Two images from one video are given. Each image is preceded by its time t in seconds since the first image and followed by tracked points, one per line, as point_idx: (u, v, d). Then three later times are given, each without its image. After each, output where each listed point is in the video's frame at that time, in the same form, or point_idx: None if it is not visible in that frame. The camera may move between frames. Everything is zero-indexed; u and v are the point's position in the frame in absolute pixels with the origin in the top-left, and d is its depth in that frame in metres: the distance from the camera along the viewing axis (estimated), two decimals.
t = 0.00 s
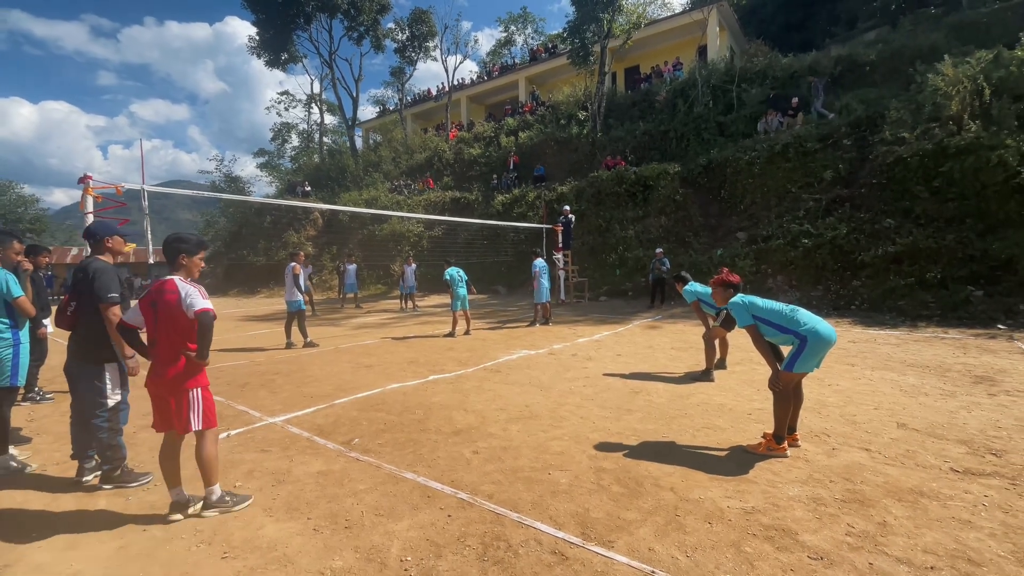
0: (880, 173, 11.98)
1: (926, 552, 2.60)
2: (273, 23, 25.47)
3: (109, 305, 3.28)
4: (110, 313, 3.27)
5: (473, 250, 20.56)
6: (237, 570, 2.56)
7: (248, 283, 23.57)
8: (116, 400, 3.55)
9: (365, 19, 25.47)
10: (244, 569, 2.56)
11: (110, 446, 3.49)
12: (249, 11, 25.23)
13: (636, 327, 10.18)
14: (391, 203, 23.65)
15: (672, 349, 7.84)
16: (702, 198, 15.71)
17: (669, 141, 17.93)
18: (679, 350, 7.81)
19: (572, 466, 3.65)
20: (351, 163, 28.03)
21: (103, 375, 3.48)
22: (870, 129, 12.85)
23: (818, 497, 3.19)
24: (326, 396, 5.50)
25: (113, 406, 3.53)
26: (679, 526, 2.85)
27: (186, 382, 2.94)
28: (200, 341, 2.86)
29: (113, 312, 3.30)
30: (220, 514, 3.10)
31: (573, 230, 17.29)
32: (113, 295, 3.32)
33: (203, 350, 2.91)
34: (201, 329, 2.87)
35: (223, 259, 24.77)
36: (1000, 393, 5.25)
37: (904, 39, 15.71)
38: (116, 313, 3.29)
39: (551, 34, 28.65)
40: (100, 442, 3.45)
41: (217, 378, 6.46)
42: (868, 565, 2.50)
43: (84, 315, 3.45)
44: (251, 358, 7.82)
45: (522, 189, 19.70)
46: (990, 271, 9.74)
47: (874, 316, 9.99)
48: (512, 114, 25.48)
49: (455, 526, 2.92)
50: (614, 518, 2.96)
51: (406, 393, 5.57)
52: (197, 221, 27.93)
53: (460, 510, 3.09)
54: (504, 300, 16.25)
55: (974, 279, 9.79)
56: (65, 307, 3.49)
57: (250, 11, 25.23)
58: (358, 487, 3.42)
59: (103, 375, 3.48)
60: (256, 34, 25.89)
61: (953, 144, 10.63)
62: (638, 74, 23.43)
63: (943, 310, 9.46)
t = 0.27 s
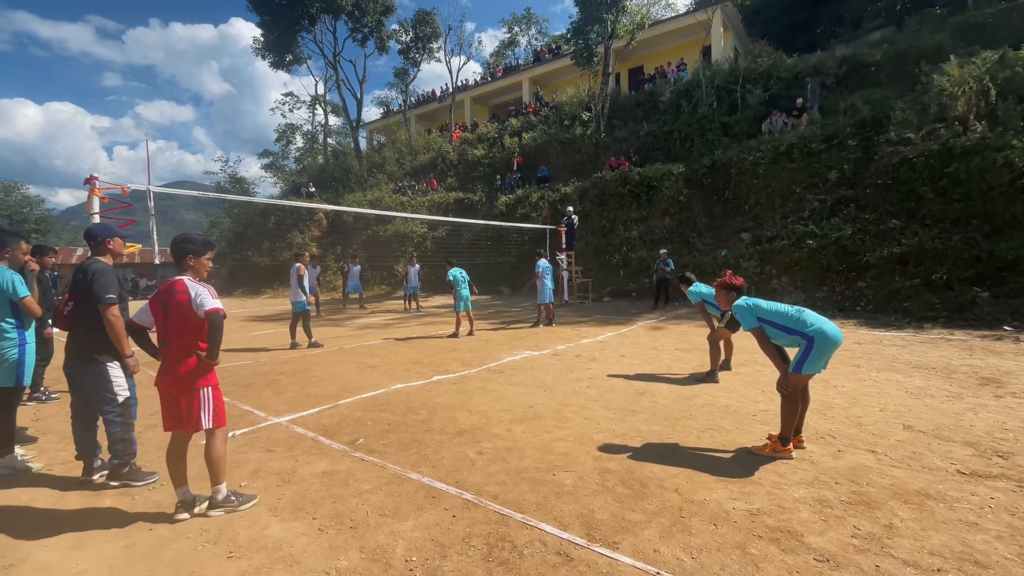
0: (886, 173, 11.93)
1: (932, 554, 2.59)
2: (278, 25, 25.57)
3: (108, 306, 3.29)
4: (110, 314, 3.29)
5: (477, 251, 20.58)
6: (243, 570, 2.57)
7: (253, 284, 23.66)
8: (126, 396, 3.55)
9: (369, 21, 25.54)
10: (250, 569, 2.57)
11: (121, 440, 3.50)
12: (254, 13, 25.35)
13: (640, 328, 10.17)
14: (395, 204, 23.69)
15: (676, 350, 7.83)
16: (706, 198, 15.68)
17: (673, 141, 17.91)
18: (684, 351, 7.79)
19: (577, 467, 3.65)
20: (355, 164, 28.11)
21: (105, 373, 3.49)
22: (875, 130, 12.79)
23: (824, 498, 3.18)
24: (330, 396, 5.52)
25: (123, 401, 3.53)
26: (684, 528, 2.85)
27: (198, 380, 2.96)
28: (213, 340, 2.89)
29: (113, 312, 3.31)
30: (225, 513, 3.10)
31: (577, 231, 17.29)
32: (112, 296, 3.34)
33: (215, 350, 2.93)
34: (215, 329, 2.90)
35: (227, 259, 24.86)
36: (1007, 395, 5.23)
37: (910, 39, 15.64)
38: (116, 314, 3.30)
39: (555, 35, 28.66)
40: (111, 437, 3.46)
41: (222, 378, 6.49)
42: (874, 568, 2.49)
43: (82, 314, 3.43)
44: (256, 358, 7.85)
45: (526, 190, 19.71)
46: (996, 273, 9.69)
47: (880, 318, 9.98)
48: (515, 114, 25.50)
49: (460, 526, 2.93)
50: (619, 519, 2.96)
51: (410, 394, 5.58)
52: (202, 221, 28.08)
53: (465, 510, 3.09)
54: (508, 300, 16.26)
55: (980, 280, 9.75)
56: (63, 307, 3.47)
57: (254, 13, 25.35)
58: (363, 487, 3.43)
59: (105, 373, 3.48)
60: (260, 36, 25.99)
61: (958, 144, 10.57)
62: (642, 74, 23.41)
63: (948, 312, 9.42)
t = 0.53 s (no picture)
0: (895, 174, 11.83)
1: (945, 556, 2.56)
2: (286, 27, 25.74)
3: (118, 302, 3.35)
4: (118, 309, 3.34)
5: (483, 252, 20.60)
6: (252, 567, 2.58)
7: (260, 284, 23.80)
8: (128, 396, 3.60)
9: (376, 23, 25.65)
10: (260, 566, 2.58)
11: (125, 439, 3.56)
12: (262, 16, 25.52)
13: (647, 329, 10.14)
14: (401, 205, 23.77)
15: (684, 351, 7.80)
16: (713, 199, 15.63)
17: (679, 142, 17.86)
18: (691, 352, 7.76)
19: (584, 467, 3.64)
20: (362, 166, 28.24)
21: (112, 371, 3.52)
22: (884, 130, 12.70)
23: (835, 500, 3.15)
24: (338, 396, 5.54)
25: (125, 401, 3.58)
26: (693, 529, 2.83)
27: (210, 379, 2.98)
28: (225, 338, 2.90)
29: (121, 308, 3.36)
30: (233, 512, 3.12)
31: (583, 232, 17.27)
32: (121, 293, 3.40)
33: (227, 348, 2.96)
34: (228, 328, 2.92)
35: (235, 260, 25.02)
36: (1020, 397, 5.16)
37: (919, 39, 15.52)
38: (125, 310, 3.35)
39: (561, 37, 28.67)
40: (116, 436, 3.52)
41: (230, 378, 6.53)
42: (886, 570, 2.46)
43: (90, 313, 3.46)
44: (264, 358, 7.89)
45: (532, 191, 19.71)
46: (1008, 274, 9.61)
47: (889, 320, 9.91)
48: (521, 116, 25.52)
49: (468, 525, 2.92)
50: (627, 520, 2.95)
51: (417, 394, 5.59)
52: (210, 223, 28.30)
53: (473, 510, 3.09)
54: (514, 301, 16.27)
55: (991, 281, 9.67)
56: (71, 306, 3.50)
57: (262, 15, 25.52)
58: (371, 486, 3.44)
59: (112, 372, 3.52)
60: (268, 39, 26.17)
61: (968, 144, 10.47)
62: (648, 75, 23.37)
63: (959, 313, 9.34)
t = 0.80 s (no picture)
0: (907, 174, 11.72)
1: (957, 563, 2.53)
2: (295, 31, 25.95)
3: (121, 297, 3.39)
4: (121, 304, 3.36)
5: (490, 253, 20.63)
6: (261, 568, 2.60)
7: (269, 286, 23.97)
8: (140, 395, 3.65)
9: (384, 26, 25.79)
10: (269, 567, 2.60)
11: (136, 439, 3.61)
12: (272, 20, 25.76)
13: (655, 331, 10.11)
14: (409, 207, 23.85)
15: (692, 354, 7.76)
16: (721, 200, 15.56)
17: (688, 143, 17.79)
18: (700, 354, 7.72)
19: (591, 471, 3.63)
20: (370, 168, 28.39)
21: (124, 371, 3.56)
22: (896, 130, 12.57)
23: (845, 505, 3.12)
24: (347, 397, 5.56)
25: (137, 400, 3.63)
26: (701, 534, 2.82)
27: (221, 380, 3.01)
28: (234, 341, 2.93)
29: (124, 303, 3.38)
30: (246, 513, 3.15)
31: (591, 233, 17.24)
32: (126, 290, 3.44)
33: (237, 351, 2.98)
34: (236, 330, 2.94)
35: (245, 262, 25.24)
36: None
37: (931, 38, 15.35)
38: (127, 304, 3.37)
39: (568, 38, 28.65)
40: (126, 436, 3.57)
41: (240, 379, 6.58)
42: None
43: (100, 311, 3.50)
44: (273, 360, 7.95)
45: (539, 192, 19.72)
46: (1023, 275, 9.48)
47: (901, 322, 9.84)
48: (529, 117, 25.53)
49: (475, 528, 2.93)
50: (634, 524, 2.94)
51: (425, 395, 5.61)
52: (221, 225, 28.54)
53: (480, 513, 3.09)
54: (522, 303, 16.27)
55: (1005, 283, 9.55)
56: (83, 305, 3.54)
57: (272, 20, 25.76)
58: (379, 488, 3.45)
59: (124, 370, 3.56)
60: (278, 42, 26.40)
61: (982, 144, 10.34)
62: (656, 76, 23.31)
63: (973, 316, 9.22)
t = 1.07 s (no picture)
0: (918, 174, 11.62)
1: (969, 568, 2.50)
2: (303, 35, 26.13)
3: (119, 291, 3.45)
4: (118, 296, 3.42)
5: (497, 255, 20.65)
6: (270, 568, 2.61)
7: (278, 288, 24.14)
8: (148, 396, 3.64)
9: (392, 29, 25.92)
10: (277, 568, 2.62)
11: (126, 440, 3.54)
12: (280, 24, 25.96)
13: (662, 332, 10.07)
14: (416, 209, 23.93)
15: (700, 356, 7.72)
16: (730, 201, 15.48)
17: (695, 143, 17.71)
18: (707, 356, 7.68)
19: (598, 473, 3.63)
20: (378, 170, 28.52)
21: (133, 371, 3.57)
22: (907, 129, 12.45)
23: (855, 510, 3.09)
24: (354, 399, 5.59)
25: (144, 401, 3.62)
26: (709, 537, 2.80)
27: (230, 382, 3.04)
28: (242, 343, 2.96)
29: (121, 296, 3.44)
30: (254, 513, 3.17)
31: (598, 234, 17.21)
32: (125, 285, 3.52)
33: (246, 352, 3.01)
34: (244, 332, 2.97)
35: (254, 264, 25.43)
36: None
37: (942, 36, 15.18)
38: (124, 296, 3.43)
39: (575, 40, 28.64)
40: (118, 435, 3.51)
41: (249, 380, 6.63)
42: None
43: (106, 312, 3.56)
44: (282, 361, 8.00)
45: (546, 194, 19.71)
46: None
47: (913, 324, 9.75)
48: (536, 119, 25.53)
49: (482, 530, 2.93)
50: (642, 527, 2.93)
51: (432, 397, 5.62)
52: (230, 227, 28.80)
53: (487, 515, 3.09)
54: (529, 304, 16.27)
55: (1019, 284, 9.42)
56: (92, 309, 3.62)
57: (281, 24, 25.96)
58: (386, 489, 3.46)
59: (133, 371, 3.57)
60: (287, 46, 26.60)
61: (994, 144, 10.23)
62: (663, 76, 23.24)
63: (986, 317, 9.12)
